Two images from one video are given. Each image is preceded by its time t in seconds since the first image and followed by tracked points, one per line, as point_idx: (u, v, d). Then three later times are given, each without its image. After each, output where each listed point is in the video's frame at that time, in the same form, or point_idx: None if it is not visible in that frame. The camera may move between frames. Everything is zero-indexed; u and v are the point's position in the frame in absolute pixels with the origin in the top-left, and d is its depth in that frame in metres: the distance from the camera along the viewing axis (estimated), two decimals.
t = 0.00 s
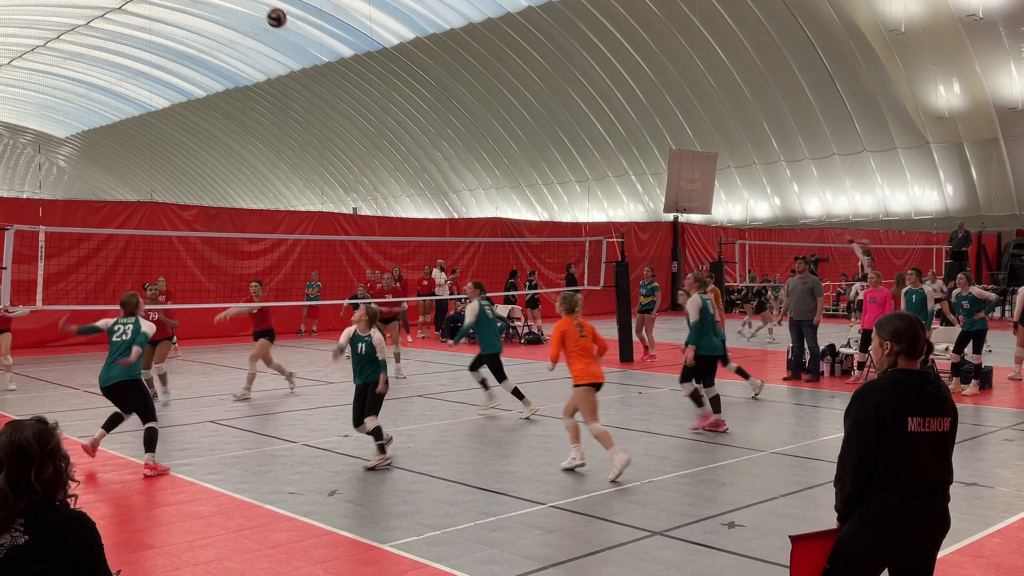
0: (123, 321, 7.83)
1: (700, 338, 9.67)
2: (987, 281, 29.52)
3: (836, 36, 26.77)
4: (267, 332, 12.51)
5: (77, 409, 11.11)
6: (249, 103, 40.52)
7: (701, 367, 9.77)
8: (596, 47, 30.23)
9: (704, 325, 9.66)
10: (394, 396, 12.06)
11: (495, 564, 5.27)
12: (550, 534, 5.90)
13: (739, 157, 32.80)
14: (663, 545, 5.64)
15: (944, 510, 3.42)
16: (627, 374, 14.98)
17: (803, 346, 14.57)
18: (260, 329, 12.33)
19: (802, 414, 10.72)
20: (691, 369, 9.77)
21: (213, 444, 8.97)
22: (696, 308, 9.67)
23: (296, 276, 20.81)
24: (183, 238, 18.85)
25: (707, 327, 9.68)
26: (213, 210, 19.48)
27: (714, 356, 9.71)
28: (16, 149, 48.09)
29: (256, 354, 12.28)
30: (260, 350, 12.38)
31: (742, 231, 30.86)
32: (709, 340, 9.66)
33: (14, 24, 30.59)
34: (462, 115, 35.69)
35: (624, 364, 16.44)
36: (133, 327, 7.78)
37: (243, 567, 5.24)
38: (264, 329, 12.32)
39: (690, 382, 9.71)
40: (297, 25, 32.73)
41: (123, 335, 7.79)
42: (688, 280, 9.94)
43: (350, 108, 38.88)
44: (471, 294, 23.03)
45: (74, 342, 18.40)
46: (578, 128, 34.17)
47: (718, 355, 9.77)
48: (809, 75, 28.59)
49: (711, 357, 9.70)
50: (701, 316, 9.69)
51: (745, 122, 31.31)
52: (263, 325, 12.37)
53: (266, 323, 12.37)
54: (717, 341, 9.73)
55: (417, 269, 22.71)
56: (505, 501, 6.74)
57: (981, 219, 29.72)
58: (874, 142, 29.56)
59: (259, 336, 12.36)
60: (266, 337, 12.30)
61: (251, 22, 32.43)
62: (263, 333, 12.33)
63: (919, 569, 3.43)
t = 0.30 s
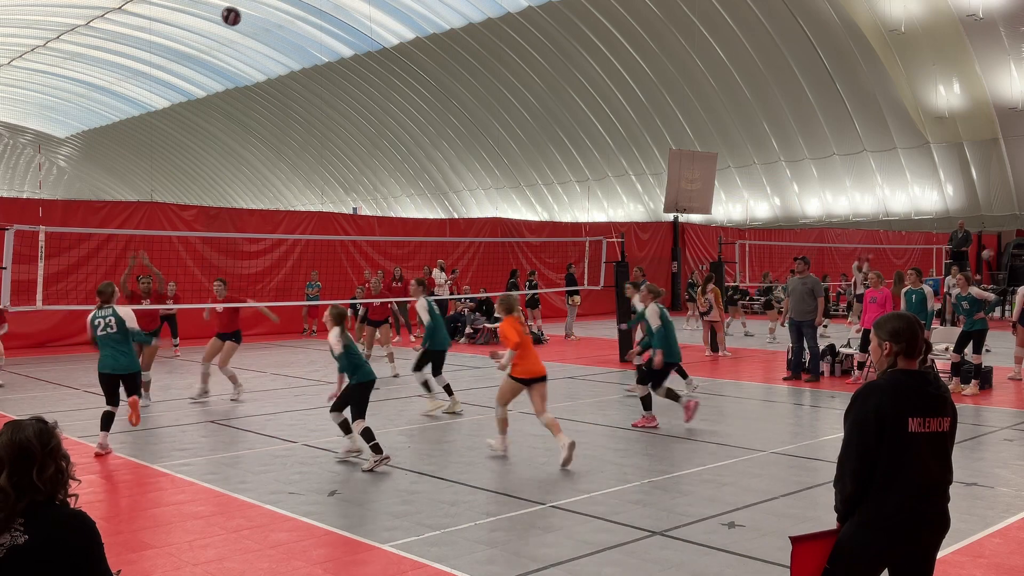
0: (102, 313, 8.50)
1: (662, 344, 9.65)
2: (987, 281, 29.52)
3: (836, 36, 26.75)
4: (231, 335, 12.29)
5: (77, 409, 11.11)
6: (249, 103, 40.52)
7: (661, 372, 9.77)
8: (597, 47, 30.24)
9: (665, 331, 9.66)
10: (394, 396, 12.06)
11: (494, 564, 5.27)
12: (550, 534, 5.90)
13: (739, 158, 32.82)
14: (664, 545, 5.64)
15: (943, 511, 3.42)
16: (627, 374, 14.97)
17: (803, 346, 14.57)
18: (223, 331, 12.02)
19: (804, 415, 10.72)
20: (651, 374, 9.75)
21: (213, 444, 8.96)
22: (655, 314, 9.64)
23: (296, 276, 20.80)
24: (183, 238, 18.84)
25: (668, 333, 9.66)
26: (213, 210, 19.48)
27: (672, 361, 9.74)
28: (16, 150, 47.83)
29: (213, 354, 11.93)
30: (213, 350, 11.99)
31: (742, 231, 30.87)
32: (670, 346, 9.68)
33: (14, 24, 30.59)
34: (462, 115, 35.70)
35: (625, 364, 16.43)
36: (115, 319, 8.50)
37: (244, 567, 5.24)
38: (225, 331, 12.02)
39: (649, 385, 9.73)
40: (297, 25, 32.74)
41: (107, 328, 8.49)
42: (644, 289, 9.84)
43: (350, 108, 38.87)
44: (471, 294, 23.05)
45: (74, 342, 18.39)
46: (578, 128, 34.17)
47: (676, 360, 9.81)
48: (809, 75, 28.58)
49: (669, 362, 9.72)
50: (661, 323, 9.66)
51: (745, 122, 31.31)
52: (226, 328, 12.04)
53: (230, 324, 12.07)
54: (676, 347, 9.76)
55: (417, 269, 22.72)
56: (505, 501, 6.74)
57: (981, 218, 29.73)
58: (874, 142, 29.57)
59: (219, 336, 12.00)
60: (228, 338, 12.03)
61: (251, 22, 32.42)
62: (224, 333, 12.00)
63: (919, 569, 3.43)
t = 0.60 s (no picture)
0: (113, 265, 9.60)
1: (639, 341, 9.71)
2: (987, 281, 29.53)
3: (836, 36, 26.75)
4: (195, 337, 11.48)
5: (77, 409, 11.11)
6: (249, 103, 40.52)
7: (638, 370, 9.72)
8: (597, 47, 30.23)
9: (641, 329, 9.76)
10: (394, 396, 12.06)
11: (494, 564, 5.27)
12: (550, 534, 5.90)
13: (739, 158, 32.82)
14: (664, 545, 5.64)
15: (944, 510, 3.42)
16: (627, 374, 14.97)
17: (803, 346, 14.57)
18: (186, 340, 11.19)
19: (804, 415, 10.72)
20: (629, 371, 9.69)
21: (212, 444, 8.96)
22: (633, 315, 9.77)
23: (296, 276, 20.78)
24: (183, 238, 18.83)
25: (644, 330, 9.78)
26: (213, 210, 19.46)
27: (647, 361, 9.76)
28: (16, 150, 47.78)
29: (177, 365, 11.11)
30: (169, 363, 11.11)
31: (742, 231, 30.86)
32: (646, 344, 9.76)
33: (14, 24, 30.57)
34: (462, 115, 35.70)
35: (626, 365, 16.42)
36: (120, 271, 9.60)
37: (243, 567, 5.24)
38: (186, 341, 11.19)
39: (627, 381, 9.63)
40: (296, 25, 32.73)
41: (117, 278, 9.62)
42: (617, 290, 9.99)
43: (350, 108, 38.87)
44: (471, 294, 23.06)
45: (74, 342, 18.39)
46: (578, 128, 34.17)
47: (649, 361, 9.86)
48: (809, 75, 28.59)
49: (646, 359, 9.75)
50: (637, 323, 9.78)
51: (745, 122, 31.32)
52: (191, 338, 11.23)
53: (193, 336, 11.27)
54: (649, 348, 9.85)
55: (417, 269, 22.73)
56: (505, 501, 6.73)
57: (981, 218, 29.73)
58: (874, 142, 29.59)
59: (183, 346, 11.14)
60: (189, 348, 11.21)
61: (251, 22, 32.41)
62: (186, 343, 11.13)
63: (919, 569, 3.43)
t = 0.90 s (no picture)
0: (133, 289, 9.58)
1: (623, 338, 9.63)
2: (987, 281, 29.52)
3: (836, 36, 26.75)
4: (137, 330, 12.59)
5: (78, 410, 11.11)
6: (250, 103, 40.52)
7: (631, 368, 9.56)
8: (596, 47, 30.23)
9: (624, 327, 9.70)
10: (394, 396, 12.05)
11: (494, 564, 5.27)
12: (550, 533, 5.90)
13: (739, 158, 32.83)
14: (664, 545, 5.64)
15: (945, 510, 3.42)
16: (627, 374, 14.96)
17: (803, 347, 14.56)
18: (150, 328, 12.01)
19: (804, 415, 10.71)
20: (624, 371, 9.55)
21: (211, 444, 8.96)
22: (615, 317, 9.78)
23: (296, 275, 20.77)
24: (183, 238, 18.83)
25: (628, 327, 9.71)
26: (213, 210, 19.44)
27: (640, 357, 9.58)
28: (16, 150, 47.81)
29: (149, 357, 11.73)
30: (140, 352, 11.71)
31: (742, 231, 30.86)
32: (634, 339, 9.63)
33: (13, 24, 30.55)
34: (462, 115, 35.70)
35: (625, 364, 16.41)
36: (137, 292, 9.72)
37: (243, 567, 5.24)
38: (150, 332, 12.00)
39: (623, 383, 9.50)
40: (296, 25, 32.72)
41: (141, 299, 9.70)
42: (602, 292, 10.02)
43: (350, 108, 38.87)
44: (471, 294, 23.06)
45: (74, 342, 18.39)
46: (578, 128, 34.18)
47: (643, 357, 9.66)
48: (810, 75, 28.60)
49: (637, 355, 9.59)
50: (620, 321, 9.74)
51: (745, 122, 31.32)
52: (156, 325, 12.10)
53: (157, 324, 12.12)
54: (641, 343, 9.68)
55: (417, 269, 22.74)
56: (505, 501, 6.73)
57: (981, 218, 29.72)
58: (874, 142, 29.59)
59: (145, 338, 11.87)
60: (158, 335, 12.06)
61: (251, 22, 32.42)
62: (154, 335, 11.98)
63: (919, 569, 3.43)
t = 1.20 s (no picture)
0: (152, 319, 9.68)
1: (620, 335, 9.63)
2: (987, 281, 29.51)
3: (836, 36, 26.75)
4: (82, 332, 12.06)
5: (77, 410, 11.09)
6: (250, 104, 40.53)
7: (629, 366, 9.52)
8: (596, 47, 30.23)
9: (620, 324, 9.66)
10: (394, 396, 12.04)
11: (494, 564, 5.26)
12: (550, 533, 5.90)
13: (739, 158, 32.83)
14: (664, 545, 5.64)
15: (944, 510, 3.41)
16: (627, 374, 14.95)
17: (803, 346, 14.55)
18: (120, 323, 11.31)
19: (805, 415, 10.70)
20: (624, 370, 9.54)
21: (211, 444, 8.95)
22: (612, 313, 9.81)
23: (297, 275, 20.77)
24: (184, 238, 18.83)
25: (624, 324, 9.67)
26: (213, 210, 19.44)
27: (638, 353, 9.49)
28: (16, 150, 47.82)
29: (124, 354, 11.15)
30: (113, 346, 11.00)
31: (742, 231, 30.86)
32: (630, 335, 9.56)
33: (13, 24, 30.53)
34: (462, 115, 35.71)
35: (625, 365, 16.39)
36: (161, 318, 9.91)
37: (243, 567, 5.24)
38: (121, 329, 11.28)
39: (626, 382, 9.51)
40: (296, 25, 32.72)
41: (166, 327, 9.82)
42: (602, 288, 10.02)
43: (350, 108, 38.87)
44: (471, 294, 23.06)
45: (74, 342, 18.38)
46: (578, 128, 34.17)
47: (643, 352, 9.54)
48: (810, 76, 28.60)
49: (636, 352, 9.51)
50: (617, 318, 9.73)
51: (745, 122, 31.33)
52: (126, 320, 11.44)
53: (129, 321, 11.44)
54: (638, 339, 9.59)
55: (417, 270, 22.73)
56: (506, 501, 6.73)
57: (981, 218, 29.71)
58: (874, 142, 29.59)
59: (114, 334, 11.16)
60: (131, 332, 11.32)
61: (251, 22, 32.43)
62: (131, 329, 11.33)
63: (919, 569, 3.43)
